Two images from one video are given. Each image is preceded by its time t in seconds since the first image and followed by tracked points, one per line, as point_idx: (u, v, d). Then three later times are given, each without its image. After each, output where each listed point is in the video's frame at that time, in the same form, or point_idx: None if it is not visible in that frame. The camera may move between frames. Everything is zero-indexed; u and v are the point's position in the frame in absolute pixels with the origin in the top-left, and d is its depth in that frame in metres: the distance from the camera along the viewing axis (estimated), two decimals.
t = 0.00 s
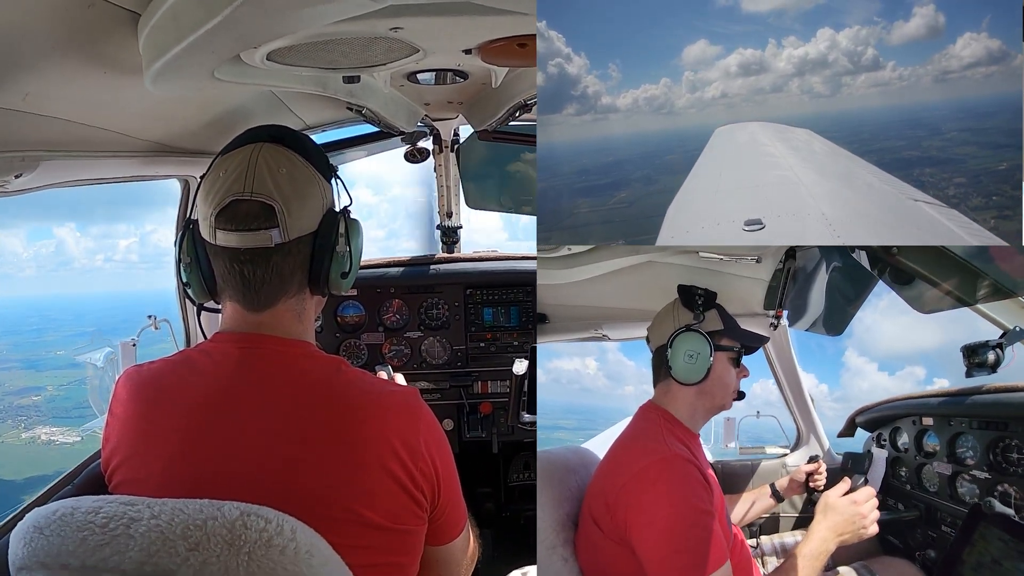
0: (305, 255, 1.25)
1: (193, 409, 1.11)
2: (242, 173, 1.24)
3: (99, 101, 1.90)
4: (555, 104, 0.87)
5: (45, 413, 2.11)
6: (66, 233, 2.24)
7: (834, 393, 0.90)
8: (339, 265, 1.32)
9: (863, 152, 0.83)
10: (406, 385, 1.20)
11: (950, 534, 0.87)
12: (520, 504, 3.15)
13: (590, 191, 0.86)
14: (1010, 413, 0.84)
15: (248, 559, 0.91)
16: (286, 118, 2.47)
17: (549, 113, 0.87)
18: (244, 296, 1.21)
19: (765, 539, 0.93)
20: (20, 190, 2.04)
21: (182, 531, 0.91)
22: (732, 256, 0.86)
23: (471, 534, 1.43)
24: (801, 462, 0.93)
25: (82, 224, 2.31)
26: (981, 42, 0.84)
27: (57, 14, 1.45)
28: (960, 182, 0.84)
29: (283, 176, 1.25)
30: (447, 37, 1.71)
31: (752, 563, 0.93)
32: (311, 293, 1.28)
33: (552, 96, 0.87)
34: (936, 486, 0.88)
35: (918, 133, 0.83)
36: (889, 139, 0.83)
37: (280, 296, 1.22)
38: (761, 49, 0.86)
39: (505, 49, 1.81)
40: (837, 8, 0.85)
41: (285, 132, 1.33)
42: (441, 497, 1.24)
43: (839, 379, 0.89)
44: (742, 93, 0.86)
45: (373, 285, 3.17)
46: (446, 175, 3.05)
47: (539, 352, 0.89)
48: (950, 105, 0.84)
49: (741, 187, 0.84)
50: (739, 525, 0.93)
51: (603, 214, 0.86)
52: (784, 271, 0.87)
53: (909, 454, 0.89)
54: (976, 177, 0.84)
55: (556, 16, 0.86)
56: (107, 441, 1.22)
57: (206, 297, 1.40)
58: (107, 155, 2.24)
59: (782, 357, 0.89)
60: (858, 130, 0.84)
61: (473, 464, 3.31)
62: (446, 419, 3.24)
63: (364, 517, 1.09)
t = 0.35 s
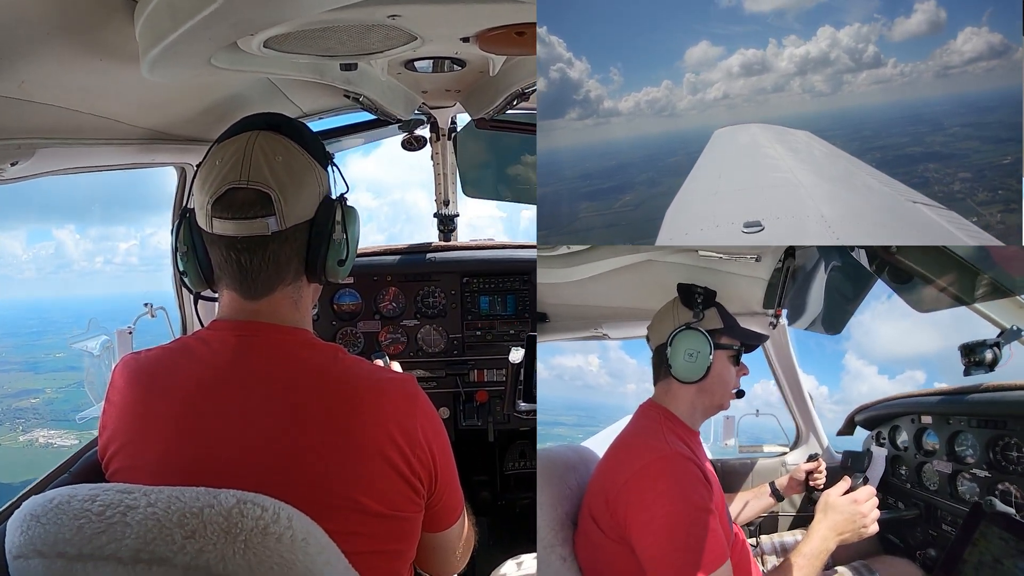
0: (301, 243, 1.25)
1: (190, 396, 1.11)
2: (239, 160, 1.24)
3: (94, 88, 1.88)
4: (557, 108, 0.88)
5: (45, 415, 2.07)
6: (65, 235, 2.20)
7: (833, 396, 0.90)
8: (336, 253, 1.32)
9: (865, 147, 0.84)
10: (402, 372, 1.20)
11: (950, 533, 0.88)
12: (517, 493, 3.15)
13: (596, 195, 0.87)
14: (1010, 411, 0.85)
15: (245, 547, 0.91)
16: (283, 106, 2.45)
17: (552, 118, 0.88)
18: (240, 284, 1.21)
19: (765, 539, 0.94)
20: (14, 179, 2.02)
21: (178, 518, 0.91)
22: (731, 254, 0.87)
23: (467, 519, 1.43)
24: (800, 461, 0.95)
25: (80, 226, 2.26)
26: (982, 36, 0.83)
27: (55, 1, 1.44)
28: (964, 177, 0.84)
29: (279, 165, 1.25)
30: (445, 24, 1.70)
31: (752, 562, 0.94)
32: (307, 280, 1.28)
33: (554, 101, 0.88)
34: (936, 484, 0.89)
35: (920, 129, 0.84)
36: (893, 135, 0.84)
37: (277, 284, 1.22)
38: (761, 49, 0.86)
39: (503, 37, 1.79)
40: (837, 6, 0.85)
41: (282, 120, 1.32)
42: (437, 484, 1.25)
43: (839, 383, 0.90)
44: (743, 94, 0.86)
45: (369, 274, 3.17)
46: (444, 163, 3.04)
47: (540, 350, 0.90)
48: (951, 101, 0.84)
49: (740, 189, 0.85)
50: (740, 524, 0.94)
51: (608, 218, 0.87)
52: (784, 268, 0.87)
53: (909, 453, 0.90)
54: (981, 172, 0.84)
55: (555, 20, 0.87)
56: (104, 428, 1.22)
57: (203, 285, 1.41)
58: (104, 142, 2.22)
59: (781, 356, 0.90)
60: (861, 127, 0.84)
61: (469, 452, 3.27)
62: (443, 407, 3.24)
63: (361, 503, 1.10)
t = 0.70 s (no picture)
0: (301, 231, 1.25)
1: (189, 383, 1.11)
2: (239, 148, 1.24)
3: (90, 76, 1.85)
4: (558, 113, 0.88)
5: (43, 419, 2.07)
6: (66, 238, 2.20)
7: (834, 398, 0.91)
8: (336, 242, 1.32)
9: (868, 144, 0.84)
10: (401, 359, 1.20)
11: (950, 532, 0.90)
12: (513, 480, 3.16)
13: (600, 199, 0.87)
14: (1009, 410, 0.87)
15: (243, 534, 0.91)
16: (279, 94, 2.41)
17: (553, 123, 0.88)
18: (239, 272, 1.21)
19: (765, 538, 0.95)
20: (11, 169, 2.01)
21: (177, 506, 0.92)
22: (731, 254, 0.88)
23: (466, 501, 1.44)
24: (800, 460, 0.95)
25: (80, 228, 2.25)
26: (983, 31, 0.83)
27: None
28: (969, 172, 0.85)
29: (279, 153, 1.25)
30: (443, 11, 1.68)
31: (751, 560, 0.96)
32: (307, 268, 1.28)
33: (556, 105, 0.88)
34: (935, 483, 0.91)
35: (924, 125, 0.84)
36: (897, 131, 0.84)
37: (276, 271, 1.22)
38: (762, 49, 0.86)
39: (499, 24, 1.78)
40: (836, 4, 0.85)
41: (281, 107, 1.32)
42: (436, 470, 1.25)
43: (839, 384, 0.90)
44: (744, 94, 0.86)
45: (367, 262, 3.16)
46: (440, 150, 2.98)
47: (542, 348, 0.90)
48: (954, 96, 0.84)
49: (740, 187, 0.85)
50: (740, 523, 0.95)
51: (612, 222, 0.87)
52: (783, 268, 0.88)
53: (909, 451, 0.92)
54: (985, 166, 0.84)
55: (556, 21, 0.87)
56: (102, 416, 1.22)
57: (203, 273, 1.39)
58: (100, 130, 2.20)
59: (781, 356, 0.91)
60: (863, 124, 0.84)
61: (467, 439, 3.27)
62: (440, 395, 3.25)
63: (359, 489, 1.10)
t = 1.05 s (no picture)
0: (301, 220, 1.25)
1: (187, 371, 1.10)
2: (238, 138, 1.23)
3: (86, 66, 1.83)
4: (561, 117, 0.88)
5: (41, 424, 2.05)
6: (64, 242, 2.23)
7: (834, 401, 0.92)
8: (336, 231, 1.32)
9: (870, 140, 0.84)
10: (401, 347, 1.21)
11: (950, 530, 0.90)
12: (512, 466, 3.18)
13: (605, 201, 0.87)
14: (1010, 412, 0.87)
15: (243, 523, 0.92)
16: (277, 83, 2.39)
17: (555, 126, 0.88)
18: (241, 262, 1.21)
19: (766, 540, 0.97)
20: (9, 160, 2.00)
21: (178, 496, 0.92)
22: (730, 258, 0.87)
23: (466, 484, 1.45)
24: (801, 462, 0.97)
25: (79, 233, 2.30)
26: (985, 25, 0.84)
27: None
28: (972, 166, 0.84)
29: (279, 142, 1.24)
30: None
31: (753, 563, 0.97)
32: (307, 257, 1.28)
33: (558, 109, 0.88)
34: (937, 484, 0.91)
35: (925, 120, 0.85)
36: (899, 127, 0.85)
37: (275, 261, 1.22)
38: (763, 47, 0.86)
39: (498, 11, 1.76)
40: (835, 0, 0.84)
41: (281, 95, 1.31)
42: (436, 458, 1.26)
43: (839, 387, 0.91)
44: (746, 93, 0.86)
45: (366, 249, 3.15)
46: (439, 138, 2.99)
47: (542, 350, 0.91)
48: (957, 91, 0.84)
49: (740, 185, 0.85)
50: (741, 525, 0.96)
51: (617, 224, 0.87)
52: (781, 272, 0.88)
53: (910, 453, 0.92)
54: (988, 160, 0.85)
55: (555, 27, 0.87)
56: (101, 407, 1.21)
57: (202, 261, 1.39)
58: (97, 121, 2.18)
59: (781, 360, 0.92)
60: (865, 120, 0.84)
61: (466, 425, 3.30)
62: (440, 381, 3.25)
63: (359, 476, 1.10)
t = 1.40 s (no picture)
0: (301, 212, 1.25)
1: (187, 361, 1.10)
2: (237, 130, 1.23)
3: (84, 59, 1.83)
4: (561, 118, 0.88)
5: (39, 427, 2.04)
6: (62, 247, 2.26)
7: (833, 404, 0.93)
8: (336, 222, 1.33)
9: (871, 137, 0.84)
10: (401, 338, 1.21)
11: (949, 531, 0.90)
12: (511, 460, 3.18)
13: (607, 201, 0.87)
14: (1009, 411, 0.88)
15: (243, 514, 0.92)
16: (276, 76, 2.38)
17: (556, 127, 0.88)
18: (240, 253, 1.21)
19: (766, 539, 0.97)
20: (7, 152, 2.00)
21: (178, 487, 0.93)
22: (730, 255, 0.88)
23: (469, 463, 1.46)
24: (802, 460, 0.97)
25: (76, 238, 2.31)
26: (983, 19, 0.84)
27: None
28: (975, 161, 0.85)
29: (279, 134, 1.24)
30: None
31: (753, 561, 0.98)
32: (306, 248, 1.28)
33: (558, 110, 0.88)
34: (938, 484, 0.92)
35: (926, 116, 0.84)
36: (899, 123, 0.84)
37: (275, 251, 1.22)
38: (763, 45, 0.86)
39: (499, 5, 1.76)
40: None
41: (279, 87, 1.31)
42: (435, 448, 1.27)
43: (838, 389, 0.92)
44: (746, 91, 0.86)
45: (366, 242, 3.14)
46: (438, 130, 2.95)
47: (542, 347, 0.91)
48: (956, 86, 0.84)
49: (740, 187, 0.85)
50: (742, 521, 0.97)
51: (621, 224, 0.87)
52: (783, 271, 0.89)
53: (911, 452, 0.93)
54: (990, 154, 0.85)
55: (555, 27, 0.87)
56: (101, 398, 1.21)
57: (202, 253, 1.39)
58: (95, 113, 2.18)
59: (781, 358, 0.92)
60: (865, 117, 0.84)
61: (466, 419, 3.29)
62: (439, 375, 3.23)
63: (359, 466, 1.11)
